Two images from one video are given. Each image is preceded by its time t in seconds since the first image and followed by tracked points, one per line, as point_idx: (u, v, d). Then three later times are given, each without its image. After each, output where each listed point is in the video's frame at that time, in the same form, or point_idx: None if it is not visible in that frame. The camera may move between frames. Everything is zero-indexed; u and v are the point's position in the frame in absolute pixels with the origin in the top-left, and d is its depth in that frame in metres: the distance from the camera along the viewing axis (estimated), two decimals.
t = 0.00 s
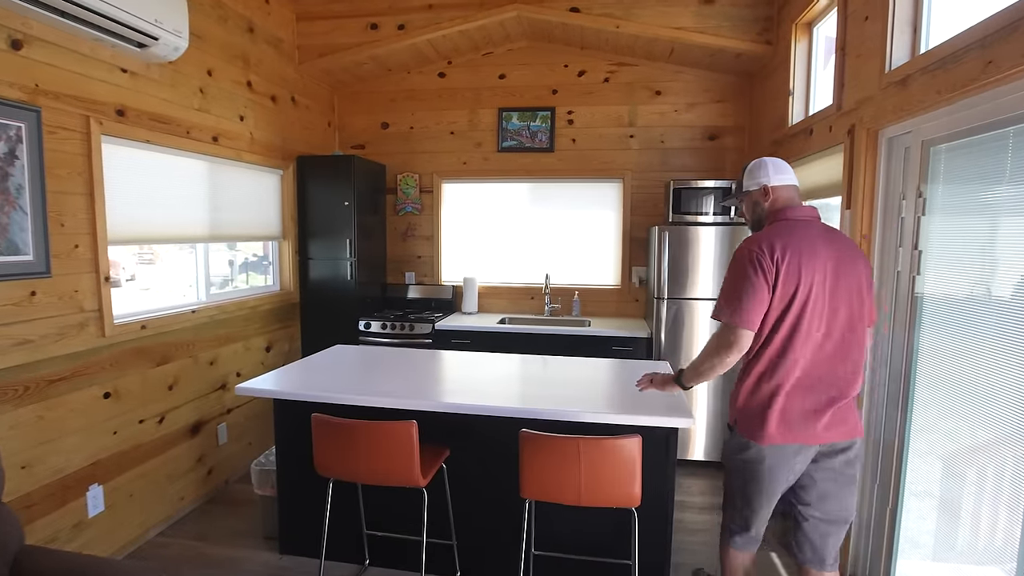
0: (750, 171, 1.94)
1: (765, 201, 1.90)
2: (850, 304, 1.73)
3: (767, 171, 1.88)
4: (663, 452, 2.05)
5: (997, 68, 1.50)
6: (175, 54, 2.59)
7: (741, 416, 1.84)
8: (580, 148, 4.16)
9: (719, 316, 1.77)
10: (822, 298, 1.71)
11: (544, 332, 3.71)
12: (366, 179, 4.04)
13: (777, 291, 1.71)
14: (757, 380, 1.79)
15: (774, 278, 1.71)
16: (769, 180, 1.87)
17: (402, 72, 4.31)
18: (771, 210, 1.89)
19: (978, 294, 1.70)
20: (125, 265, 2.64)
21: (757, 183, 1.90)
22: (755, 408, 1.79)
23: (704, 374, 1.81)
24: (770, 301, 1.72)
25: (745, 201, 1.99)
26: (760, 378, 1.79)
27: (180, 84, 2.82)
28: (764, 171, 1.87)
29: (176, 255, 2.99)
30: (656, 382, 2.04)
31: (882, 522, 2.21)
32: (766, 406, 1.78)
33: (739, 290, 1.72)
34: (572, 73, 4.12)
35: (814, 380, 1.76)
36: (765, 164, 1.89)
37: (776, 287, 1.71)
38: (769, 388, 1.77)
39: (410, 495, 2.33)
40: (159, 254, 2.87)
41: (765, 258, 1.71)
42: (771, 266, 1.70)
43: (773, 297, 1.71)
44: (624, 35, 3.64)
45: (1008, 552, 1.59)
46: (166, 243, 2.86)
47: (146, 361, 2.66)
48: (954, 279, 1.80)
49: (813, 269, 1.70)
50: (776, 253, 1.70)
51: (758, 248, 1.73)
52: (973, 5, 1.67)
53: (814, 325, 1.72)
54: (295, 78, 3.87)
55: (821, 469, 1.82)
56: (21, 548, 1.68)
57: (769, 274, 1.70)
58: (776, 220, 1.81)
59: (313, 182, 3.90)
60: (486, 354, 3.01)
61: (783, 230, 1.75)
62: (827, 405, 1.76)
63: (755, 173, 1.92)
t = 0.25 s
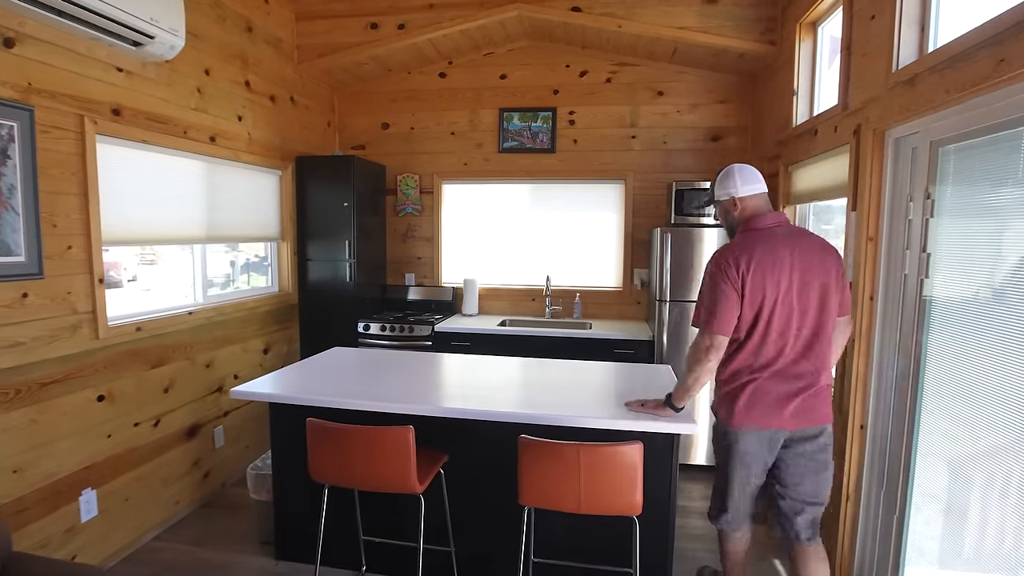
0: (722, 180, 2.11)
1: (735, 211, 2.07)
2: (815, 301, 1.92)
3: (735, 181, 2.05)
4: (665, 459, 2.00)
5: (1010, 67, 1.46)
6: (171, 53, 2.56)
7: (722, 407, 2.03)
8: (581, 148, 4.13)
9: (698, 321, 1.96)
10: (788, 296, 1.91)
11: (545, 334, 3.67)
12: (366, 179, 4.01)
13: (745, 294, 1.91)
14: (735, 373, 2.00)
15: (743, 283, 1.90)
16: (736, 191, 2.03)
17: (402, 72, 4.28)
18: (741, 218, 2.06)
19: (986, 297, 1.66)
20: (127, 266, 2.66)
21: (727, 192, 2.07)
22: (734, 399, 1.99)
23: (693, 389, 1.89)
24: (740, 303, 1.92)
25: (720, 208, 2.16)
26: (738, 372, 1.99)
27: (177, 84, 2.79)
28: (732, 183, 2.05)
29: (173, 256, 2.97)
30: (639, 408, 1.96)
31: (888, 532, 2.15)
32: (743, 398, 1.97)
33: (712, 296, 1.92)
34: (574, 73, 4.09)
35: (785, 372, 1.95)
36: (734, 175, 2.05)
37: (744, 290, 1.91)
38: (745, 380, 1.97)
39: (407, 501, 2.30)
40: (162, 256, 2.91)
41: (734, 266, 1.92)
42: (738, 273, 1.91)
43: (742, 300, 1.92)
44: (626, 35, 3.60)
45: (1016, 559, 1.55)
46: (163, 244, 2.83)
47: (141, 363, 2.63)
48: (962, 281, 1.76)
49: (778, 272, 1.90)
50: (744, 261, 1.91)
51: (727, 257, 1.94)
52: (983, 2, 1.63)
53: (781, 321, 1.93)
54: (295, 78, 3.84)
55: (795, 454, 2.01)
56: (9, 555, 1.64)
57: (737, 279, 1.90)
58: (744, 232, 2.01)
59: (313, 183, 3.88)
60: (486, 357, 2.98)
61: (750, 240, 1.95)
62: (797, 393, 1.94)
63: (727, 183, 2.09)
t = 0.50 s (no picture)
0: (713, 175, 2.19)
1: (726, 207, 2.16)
2: (798, 293, 2.04)
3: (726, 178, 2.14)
4: (670, 459, 1.96)
5: None
6: (167, 46, 2.52)
7: (708, 391, 2.15)
8: (584, 143, 4.07)
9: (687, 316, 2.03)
10: (774, 290, 2.02)
11: (547, 331, 3.63)
12: (366, 175, 3.97)
13: (733, 289, 2.00)
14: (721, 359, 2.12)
15: (732, 278, 2.00)
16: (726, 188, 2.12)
17: (403, 66, 4.24)
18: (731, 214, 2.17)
19: (1001, 293, 1.60)
20: (131, 262, 2.67)
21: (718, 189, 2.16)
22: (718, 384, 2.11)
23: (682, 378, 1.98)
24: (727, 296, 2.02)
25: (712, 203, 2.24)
26: (722, 359, 2.11)
27: (174, 77, 2.75)
28: (722, 181, 2.13)
29: (171, 251, 2.93)
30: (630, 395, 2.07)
31: (898, 533, 2.10)
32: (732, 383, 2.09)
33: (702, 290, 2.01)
34: (577, 66, 4.03)
35: (769, 359, 2.07)
36: (724, 172, 2.13)
37: (732, 285, 2.00)
38: (730, 366, 2.09)
39: (406, 501, 2.26)
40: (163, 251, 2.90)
41: (724, 262, 2.00)
42: (728, 268, 2.00)
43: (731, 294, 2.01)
44: (630, 27, 3.54)
45: None
46: (160, 240, 2.80)
47: (138, 361, 2.60)
48: (977, 277, 1.71)
49: (763, 267, 2.00)
50: (732, 258, 2.00)
51: (716, 253, 2.03)
52: None
53: (766, 312, 2.03)
54: (295, 72, 3.80)
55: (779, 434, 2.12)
56: None
57: (726, 274, 2.00)
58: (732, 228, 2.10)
59: (313, 178, 3.84)
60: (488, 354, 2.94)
61: (740, 237, 2.04)
62: (780, 377, 2.07)
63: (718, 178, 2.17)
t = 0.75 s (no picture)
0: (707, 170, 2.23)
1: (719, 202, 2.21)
2: (789, 286, 2.10)
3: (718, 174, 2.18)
4: (671, 458, 1.92)
5: None
6: (158, 35, 2.46)
7: (709, 381, 2.19)
8: (585, 136, 4.02)
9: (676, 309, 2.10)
10: (767, 283, 2.08)
11: (547, 327, 3.58)
12: (363, 168, 3.91)
13: (727, 283, 2.06)
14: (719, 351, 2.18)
15: (725, 273, 2.06)
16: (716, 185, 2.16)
17: (401, 58, 4.18)
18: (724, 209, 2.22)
19: (1011, 289, 1.56)
20: (130, 257, 2.67)
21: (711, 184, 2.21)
22: (718, 375, 2.17)
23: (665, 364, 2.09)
24: (721, 290, 2.08)
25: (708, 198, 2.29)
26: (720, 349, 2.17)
27: (166, 67, 2.70)
28: (715, 177, 2.17)
29: (164, 245, 2.88)
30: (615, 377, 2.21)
31: (903, 533, 2.06)
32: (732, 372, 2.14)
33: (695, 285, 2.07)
34: (577, 58, 3.97)
35: (766, 349, 2.13)
36: (716, 169, 2.18)
37: (726, 280, 2.06)
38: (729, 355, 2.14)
39: (402, 499, 2.22)
40: (156, 245, 2.85)
41: (718, 259, 2.06)
42: (723, 264, 2.05)
43: (724, 288, 2.07)
44: (632, 18, 3.48)
45: None
46: (152, 234, 2.75)
47: (130, 356, 2.56)
48: (986, 272, 1.66)
49: (757, 262, 2.05)
50: (725, 254, 2.06)
51: (709, 251, 2.08)
52: None
53: (760, 304, 2.09)
54: (290, 64, 3.74)
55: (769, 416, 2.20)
56: None
57: (719, 270, 2.06)
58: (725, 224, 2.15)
59: (309, 171, 3.78)
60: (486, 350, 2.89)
61: (733, 233, 2.09)
62: (776, 364, 2.13)
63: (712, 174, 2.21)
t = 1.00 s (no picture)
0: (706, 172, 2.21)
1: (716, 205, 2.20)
2: (785, 282, 2.13)
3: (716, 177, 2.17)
4: (671, 461, 1.88)
5: None
6: (148, 26, 2.39)
7: (710, 378, 2.18)
8: (585, 132, 3.97)
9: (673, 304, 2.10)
10: (766, 280, 2.09)
11: (546, 325, 3.54)
12: (360, 164, 3.86)
13: (728, 279, 2.07)
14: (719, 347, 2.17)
15: (725, 270, 2.06)
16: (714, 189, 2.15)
17: (399, 52, 4.12)
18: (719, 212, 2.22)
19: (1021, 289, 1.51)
20: (129, 252, 2.66)
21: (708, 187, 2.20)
22: (719, 370, 2.15)
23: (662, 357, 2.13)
24: (720, 286, 2.08)
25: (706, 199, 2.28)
26: (721, 346, 2.16)
27: (158, 60, 2.64)
28: (711, 181, 2.17)
29: (156, 241, 2.83)
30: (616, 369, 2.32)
31: (907, 538, 2.02)
32: (734, 366, 2.13)
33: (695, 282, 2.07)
34: (577, 53, 3.91)
35: (765, 344, 2.13)
36: (714, 173, 2.17)
37: (727, 277, 2.06)
38: (730, 351, 2.13)
39: (396, 501, 2.18)
40: (149, 241, 2.81)
41: (717, 256, 2.06)
42: (724, 262, 2.05)
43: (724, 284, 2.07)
44: (633, 12, 3.42)
45: None
46: (144, 229, 2.70)
47: (121, 354, 2.51)
48: (995, 272, 1.62)
49: (756, 260, 2.06)
50: (725, 251, 2.06)
51: (708, 250, 2.08)
52: None
53: (759, 300, 2.10)
54: (286, 57, 3.68)
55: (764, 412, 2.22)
56: None
57: (719, 266, 2.05)
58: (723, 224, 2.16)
59: (305, 167, 3.73)
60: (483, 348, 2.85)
61: (732, 231, 2.09)
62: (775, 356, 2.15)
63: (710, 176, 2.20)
